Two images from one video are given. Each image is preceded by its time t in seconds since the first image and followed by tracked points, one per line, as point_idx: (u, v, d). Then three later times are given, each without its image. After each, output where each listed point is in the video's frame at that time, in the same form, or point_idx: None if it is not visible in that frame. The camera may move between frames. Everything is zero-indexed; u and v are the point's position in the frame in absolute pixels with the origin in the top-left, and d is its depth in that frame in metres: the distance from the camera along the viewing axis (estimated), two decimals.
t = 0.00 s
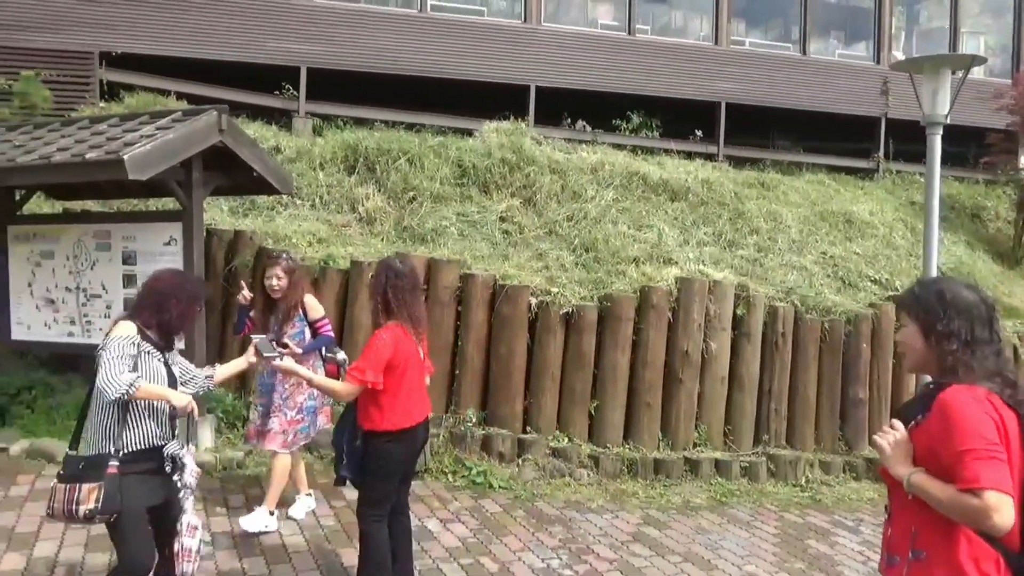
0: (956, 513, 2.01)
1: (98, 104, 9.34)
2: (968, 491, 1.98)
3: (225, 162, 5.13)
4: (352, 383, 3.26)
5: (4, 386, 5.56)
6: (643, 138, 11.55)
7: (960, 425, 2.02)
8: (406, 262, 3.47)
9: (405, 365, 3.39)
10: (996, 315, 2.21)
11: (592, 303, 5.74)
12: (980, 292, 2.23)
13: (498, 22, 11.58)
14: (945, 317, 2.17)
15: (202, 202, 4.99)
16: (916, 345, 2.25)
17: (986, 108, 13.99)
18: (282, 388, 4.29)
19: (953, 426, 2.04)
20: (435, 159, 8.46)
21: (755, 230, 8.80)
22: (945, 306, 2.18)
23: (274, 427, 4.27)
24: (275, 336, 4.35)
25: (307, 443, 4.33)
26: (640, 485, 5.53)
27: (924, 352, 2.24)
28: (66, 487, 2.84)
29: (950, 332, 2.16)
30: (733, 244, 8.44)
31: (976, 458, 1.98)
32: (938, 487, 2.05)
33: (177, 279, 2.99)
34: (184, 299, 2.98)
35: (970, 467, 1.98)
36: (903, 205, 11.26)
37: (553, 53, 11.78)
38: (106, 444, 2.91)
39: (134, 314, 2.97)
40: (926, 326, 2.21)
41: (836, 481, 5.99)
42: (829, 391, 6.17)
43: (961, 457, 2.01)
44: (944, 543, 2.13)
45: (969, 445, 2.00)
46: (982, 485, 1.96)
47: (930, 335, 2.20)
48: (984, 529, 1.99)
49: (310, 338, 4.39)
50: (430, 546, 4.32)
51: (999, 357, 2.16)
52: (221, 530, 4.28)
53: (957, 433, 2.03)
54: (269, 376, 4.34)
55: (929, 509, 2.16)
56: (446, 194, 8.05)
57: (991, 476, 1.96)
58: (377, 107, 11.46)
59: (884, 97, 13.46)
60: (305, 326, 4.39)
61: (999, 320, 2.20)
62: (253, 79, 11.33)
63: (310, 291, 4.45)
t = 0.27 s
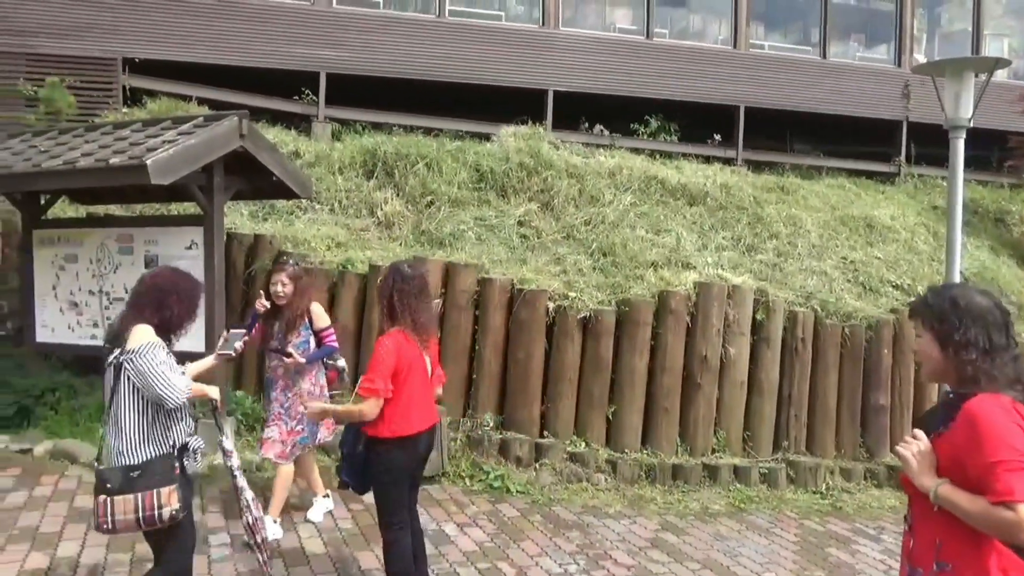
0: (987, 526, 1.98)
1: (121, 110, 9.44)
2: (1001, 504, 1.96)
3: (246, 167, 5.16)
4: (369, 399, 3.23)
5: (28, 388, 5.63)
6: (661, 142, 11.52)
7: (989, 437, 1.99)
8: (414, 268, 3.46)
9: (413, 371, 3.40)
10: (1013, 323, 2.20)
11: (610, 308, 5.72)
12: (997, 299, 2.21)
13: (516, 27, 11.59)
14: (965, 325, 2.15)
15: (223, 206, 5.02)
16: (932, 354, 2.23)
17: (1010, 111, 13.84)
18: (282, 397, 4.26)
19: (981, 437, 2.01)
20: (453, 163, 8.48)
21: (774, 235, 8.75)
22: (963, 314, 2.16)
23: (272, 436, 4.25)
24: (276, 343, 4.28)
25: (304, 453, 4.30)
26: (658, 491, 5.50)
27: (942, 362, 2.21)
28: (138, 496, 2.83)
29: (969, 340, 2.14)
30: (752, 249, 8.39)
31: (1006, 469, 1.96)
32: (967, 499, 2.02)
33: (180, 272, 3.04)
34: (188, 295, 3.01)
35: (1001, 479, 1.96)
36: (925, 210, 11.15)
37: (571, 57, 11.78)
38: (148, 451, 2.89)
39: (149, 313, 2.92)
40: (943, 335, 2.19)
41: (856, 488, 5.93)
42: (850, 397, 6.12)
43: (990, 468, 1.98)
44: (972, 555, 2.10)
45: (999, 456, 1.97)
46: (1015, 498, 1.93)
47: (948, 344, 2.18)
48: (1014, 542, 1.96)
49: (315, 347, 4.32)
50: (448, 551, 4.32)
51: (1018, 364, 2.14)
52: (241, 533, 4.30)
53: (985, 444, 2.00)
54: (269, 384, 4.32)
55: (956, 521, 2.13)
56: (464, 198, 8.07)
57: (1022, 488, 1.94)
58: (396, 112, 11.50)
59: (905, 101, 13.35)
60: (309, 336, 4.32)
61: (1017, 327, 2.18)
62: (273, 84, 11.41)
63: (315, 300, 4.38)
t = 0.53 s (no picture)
0: (1003, 534, 1.97)
1: (141, 115, 9.53)
2: (1015, 512, 1.94)
3: (264, 171, 5.19)
4: (398, 410, 3.23)
5: (50, 391, 5.68)
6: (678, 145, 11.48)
7: (1004, 443, 1.97)
8: (424, 272, 3.45)
9: (429, 376, 3.40)
10: None
11: (627, 311, 5.69)
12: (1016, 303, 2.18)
13: (533, 31, 11.59)
14: (981, 330, 2.12)
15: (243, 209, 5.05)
16: (947, 359, 2.20)
17: None
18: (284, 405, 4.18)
19: (996, 444, 1.99)
20: (470, 167, 8.48)
21: (793, 238, 8.69)
22: (980, 318, 2.13)
23: (278, 445, 4.18)
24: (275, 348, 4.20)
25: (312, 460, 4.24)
26: (676, 496, 5.47)
27: (957, 366, 2.18)
28: (195, 498, 2.93)
29: (985, 345, 2.11)
30: (770, 252, 8.33)
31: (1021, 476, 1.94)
32: (982, 507, 2.01)
33: (166, 271, 3.01)
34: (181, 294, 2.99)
35: (1016, 487, 1.94)
36: (947, 213, 11.03)
37: (588, 60, 11.76)
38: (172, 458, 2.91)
39: (168, 319, 2.90)
40: (959, 339, 2.16)
41: (877, 494, 5.87)
42: (871, 402, 6.06)
43: (1005, 476, 1.96)
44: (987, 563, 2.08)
45: (1014, 463, 1.95)
46: None
47: (964, 349, 2.15)
48: None
49: (314, 354, 4.22)
50: (465, 554, 4.31)
51: None
52: (259, 535, 4.31)
53: (1000, 451, 1.98)
54: (268, 391, 4.22)
55: (972, 529, 2.11)
56: (481, 201, 8.07)
57: None
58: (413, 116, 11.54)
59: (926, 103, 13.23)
60: (309, 341, 4.22)
61: None
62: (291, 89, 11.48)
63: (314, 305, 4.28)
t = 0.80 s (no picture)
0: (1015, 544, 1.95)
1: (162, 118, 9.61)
2: None
3: (284, 173, 5.22)
4: (423, 410, 3.22)
5: (72, 392, 5.74)
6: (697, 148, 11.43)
7: (1014, 453, 1.95)
8: (439, 275, 3.46)
9: (451, 378, 3.40)
10: None
11: (645, 314, 5.67)
12: None
13: (550, 33, 11.59)
14: (999, 338, 2.11)
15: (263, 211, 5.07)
16: (967, 368, 2.19)
17: None
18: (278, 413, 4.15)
19: (1006, 454, 1.97)
20: (487, 169, 8.48)
21: (813, 241, 8.63)
22: (998, 326, 2.12)
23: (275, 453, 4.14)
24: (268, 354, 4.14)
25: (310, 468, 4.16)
26: (694, 500, 5.44)
27: (975, 375, 2.17)
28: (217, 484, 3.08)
29: (1004, 354, 2.10)
30: (789, 256, 8.27)
31: None
32: (995, 517, 2.00)
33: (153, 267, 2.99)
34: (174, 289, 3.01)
35: None
36: (969, 216, 10.91)
37: (606, 63, 11.74)
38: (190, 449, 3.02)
39: (176, 312, 2.96)
40: (977, 346, 2.15)
41: (898, 500, 5.81)
42: (891, 407, 6.00)
43: (1015, 485, 1.94)
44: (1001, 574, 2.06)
45: None
46: None
47: (982, 357, 2.14)
48: None
49: (308, 359, 4.13)
50: (482, 557, 4.31)
51: None
52: (278, 536, 4.33)
53: (1011, 461, 1.96)
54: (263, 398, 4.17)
55: (986, 541, 2.09)
56: (499, 204, 8.08)
57: None
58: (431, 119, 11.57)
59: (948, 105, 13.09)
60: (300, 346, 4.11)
61: None
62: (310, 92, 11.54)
63: (308, 307, 4.15)
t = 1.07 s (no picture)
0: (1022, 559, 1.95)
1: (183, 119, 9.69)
2: None
3: (303, 174, 5.24)
4: (456, 407, 3.20)
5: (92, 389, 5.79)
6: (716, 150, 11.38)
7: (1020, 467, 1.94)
8: (463, 275, 3.46)
9: (477, 377, 3.40)
10: None
11: (663, 317, 5.65)
12: None
13: (569, 34, 11.58)
14: (1007, 348, 2.10)
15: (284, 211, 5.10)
16: (969, 375, 2.18)
17: None
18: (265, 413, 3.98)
19: (1014, 468, 1.96)
20: (506, 170, 8.48)
21: (833, 244, 8.57)
22: (1007, 335, 2.11)
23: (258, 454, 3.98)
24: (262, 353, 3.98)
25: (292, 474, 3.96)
26: (711, 504, 5.41)
27: (980, 382, 2.16)
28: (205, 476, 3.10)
29: (1013, 364, 2.09)
30: (809, 258, 8.21)
31: None
32: (999, 530, 2.00)
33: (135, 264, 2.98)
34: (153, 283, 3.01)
35: None
36: (993, 220, 10.79)
37: (625, 64, 11.71)
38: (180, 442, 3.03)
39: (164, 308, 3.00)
40: (982, 354, 2.14)
41: (919, 507, 5.75)
42: (912, 412, 5.94)
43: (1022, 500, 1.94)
44: None
45: None
46: None
47: (989, 366, 2.13)
48: None
49: (297, 360, 3.90)
50: (498, 558, 4.31)
51: None
52: (295, 534, 4.35)
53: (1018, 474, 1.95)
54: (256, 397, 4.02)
55: (990, 554, 2.08)
56: (517, 205, 8.07)
57: None
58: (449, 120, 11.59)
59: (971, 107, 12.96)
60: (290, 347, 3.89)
61: None
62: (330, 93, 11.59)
63: (302, 307, 3.95)
